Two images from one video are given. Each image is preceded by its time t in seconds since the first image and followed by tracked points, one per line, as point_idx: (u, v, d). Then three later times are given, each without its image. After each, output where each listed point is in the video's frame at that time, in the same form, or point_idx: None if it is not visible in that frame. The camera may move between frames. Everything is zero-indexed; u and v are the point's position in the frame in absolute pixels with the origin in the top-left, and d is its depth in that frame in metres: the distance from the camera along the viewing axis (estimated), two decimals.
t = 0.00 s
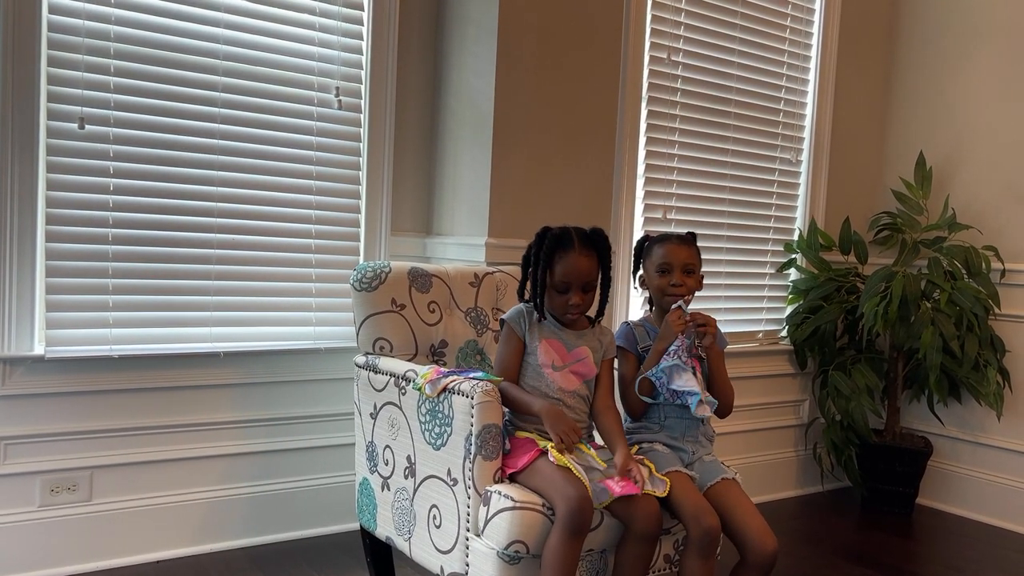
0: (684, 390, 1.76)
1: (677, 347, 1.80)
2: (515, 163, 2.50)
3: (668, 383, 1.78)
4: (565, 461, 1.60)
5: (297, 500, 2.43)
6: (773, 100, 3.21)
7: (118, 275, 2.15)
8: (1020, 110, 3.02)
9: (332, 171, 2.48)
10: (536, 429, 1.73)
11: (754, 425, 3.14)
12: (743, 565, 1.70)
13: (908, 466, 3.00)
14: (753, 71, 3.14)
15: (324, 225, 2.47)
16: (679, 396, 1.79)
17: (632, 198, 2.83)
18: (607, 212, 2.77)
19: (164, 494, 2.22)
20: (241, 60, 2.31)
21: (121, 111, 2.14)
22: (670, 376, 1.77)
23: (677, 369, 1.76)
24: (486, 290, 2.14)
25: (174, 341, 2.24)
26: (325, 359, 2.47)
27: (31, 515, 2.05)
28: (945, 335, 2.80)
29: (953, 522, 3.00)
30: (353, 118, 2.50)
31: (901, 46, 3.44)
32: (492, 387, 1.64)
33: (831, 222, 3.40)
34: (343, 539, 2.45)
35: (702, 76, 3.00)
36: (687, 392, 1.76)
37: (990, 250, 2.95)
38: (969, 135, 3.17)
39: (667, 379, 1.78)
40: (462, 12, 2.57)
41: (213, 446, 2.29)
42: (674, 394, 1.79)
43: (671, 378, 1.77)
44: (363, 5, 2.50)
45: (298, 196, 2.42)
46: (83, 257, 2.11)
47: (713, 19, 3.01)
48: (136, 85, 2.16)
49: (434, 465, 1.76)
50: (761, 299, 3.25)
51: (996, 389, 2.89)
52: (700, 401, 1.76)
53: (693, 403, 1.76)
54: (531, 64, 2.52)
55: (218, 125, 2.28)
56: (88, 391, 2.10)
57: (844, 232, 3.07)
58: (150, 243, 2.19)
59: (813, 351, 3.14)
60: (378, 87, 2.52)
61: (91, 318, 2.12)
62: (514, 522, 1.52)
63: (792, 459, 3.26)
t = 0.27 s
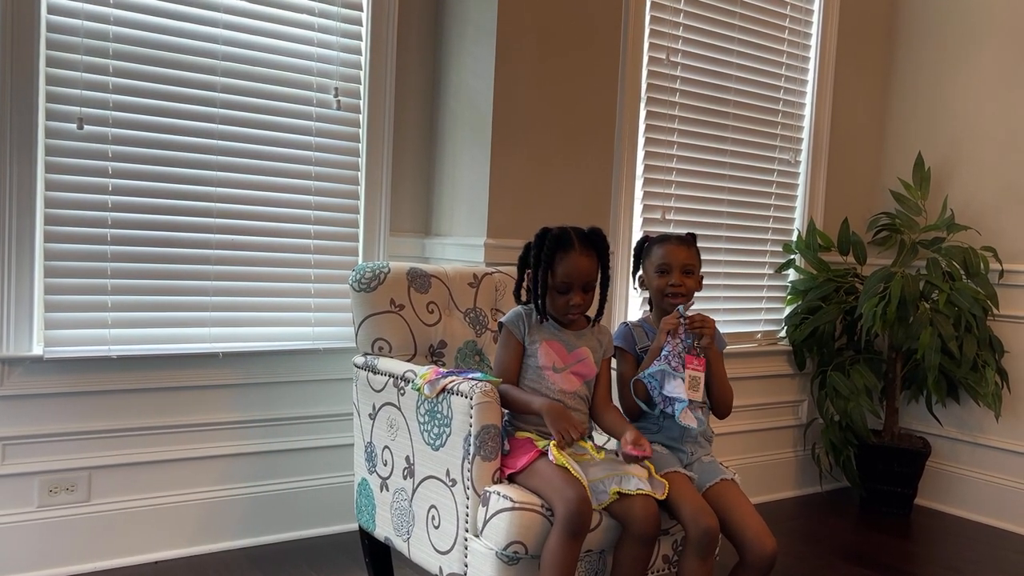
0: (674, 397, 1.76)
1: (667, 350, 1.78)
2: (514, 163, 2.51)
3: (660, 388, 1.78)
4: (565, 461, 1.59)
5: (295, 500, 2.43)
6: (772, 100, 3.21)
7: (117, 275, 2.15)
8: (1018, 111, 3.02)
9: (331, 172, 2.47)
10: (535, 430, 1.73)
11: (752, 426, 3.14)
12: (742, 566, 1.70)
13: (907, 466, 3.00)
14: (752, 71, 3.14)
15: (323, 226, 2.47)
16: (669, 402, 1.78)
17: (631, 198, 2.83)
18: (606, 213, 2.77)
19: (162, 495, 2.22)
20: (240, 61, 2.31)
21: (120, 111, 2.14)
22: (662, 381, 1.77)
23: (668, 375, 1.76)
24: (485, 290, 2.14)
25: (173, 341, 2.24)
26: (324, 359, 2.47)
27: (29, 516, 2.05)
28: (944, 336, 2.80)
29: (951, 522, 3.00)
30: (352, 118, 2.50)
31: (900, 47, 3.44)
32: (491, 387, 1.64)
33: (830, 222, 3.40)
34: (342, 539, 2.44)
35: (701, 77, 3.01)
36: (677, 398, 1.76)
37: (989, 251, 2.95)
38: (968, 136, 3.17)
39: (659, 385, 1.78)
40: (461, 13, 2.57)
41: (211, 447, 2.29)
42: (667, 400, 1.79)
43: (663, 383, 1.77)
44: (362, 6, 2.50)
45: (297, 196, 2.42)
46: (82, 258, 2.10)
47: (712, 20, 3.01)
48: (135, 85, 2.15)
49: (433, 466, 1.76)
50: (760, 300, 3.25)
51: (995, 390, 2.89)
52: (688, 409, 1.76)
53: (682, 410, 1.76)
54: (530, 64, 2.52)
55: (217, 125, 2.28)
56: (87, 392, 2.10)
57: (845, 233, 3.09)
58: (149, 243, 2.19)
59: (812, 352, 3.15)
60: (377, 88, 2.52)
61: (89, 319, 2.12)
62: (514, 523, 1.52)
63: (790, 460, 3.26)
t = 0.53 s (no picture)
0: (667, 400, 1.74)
1: (666, 354, 1.76)
2: (513, 164, 2.51)
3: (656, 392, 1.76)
4: (564, 464, 1.60)
5: (294, 501, 2.43)
6: (771, 102, 3.22)
7: (116, 275, 2.15)
8: (1017, 112, 3.02)
9: (330, 172, 2.48)
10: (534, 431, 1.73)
11: (751, 427, 3.15)
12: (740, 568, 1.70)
13: (905, 467, 3.00)
14: (751, 72, 3.14)
15: (322, 226, 2.47)
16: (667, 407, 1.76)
17: (629, 199, 2.83)
18: (605, 214, 2.77)
19: (161, 495, 2.22)
20: (239, 61, 2.31)
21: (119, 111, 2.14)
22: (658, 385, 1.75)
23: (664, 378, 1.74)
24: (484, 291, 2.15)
25: (172, 341, 2.24)
26: (323, 360, 2.47)
27: (28, 516, 2.05)
28: (942, 337, 2.81)
29: (949, 523, 3.00)
30: (352, 119, 2.50)
31: (899, 48, 3.44)
32: (490, 388, 1.64)
33: (828, 223, 3.40)
34: (341, 540, 2.44)
35: (701, 78, 3.01)
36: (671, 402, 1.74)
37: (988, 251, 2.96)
38: (966, 137, 3.17)
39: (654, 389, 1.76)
40: (461, 13, 2.57)
41: (210, 447, 2.29)
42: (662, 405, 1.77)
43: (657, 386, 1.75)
44: (361, 7, 2.50)
45: (297, 197, 2.42)
46: (82, 258, 2.10)
47: (712, 21, 3.01)
48: (134, 85, 2.15)
49: (432, 467, 1.76)
50: (759, 301, 3.26)
51: (993, 391, 2.89)
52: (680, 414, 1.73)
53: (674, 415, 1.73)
54: (529, 65, 2.52)
55: (216, 126, 2.28)
56: (86, 392, 2.10)
57: (841, 234, 3.08)
58: (148, 244, 2.19)
59: (811, 352, 3.15)
60: (376, 89, 2.52)
61: (88, 319, 2.12)
62: (513, 524, 1.52)
63: (789, 460, 3.27)
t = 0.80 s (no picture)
0: (671, 401, 1.74)
1: (666, 355, 1.77)
2: (513, 164, 2.51)
3: (659, 394, 1.76)
4: (563, 465, 1.60)
5: (294, 501, 2.42)
6: (770, 103, 3.22)
7: (115, 275, 2.15)
8: (1016, 114, 3.02)
9: (330, 172, 2.48)
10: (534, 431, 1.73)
11: (751, 428, 3.15)
12: (739, 566, 1.70)
13: (905, 468, 3.00)
14: (751, 74, 3.14)
15: (322, 226, 2.47)
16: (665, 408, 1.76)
17: (629, 200, 2.83)
18: (604, 214, 2.77)
19: (160, 495, 2.22)
20: (239, 61, 2.31)
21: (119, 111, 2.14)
22: (660, 387, 1.76)
23: (668, 378, 1.74)
24: (483, 291, 2.15)
25: (171, 341, 2.24)
26: (322, 360, 2.47)
27: (27, 516, 2.05)
28: (942, 338, 2.81)
29: (949, 525, 3.00)
30: (351, 119, 2.50)
31: (899, 50, 3.45)
32: (489, 389, 1.64)
33: (828, 225, 3.40)
34: (340, 540, 2.44)
35: (700, 79, 3.01)
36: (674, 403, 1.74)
37: (987, 254, 2.97)
38: (966, 138, 3.17)
39: (658, 391, 1.76)
40: (461, 14, 2.58)
41: (209, 447, 2.28)
42: (664, 407, 1.77)
43: (660, 387, 1.75)
44: (361, 7, 2.50)
45: (296, 197, 2.42)
46: (81, 258, 2.10)
47: (712, 22, 3.01)
48: (134, 85, 2.16)
49: (431, 467, 1.76)
50: (758, 302, 3.26)
51: (992, 392, 2.89)
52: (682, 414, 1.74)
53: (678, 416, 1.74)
54: (529, 65, 2.52)
55: (216, 126, 2.28)
56: (85, 392, 2.10)
57: (840, 235, 3.08)
58: (147, 244, 2.19)
59: (810, 353, 3.15)
60: (376, 89, 2.52)
61: (87, 319, 2.12)
62: (512, 525, 1.52)
63: (788, 462, 3.27)
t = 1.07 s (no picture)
0: (689, 400, 1.74)
1: (676, 357, 1.78)
2: (514, 165, 2.51)
3: (675, 395, 1.75)
4: (564, 467, 1.59)
5: (294, 502, 2.42)
6: (771, 105, 3.22)
7: (116, 276, 2.15)
8: (1017, 115, 3.02)
9: (331, 173, 2.47)
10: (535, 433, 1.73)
11: (751, 429, 3.14)
12: (740, 567, 1.70)
13: (906, 470, 3.00)
14: (751, 75, 3.14)
15: (322, 228, 2.47)
16: (681, 409, 1.76)
17: (630, 202, 2.83)
18: (605, 215, 2.77)
19: (160, 496, 2.22)
20: (240, 62, 2.31)
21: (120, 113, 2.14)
22: (675, 387, 1.75)
23: (683, 377, 1.74)
24: (485, 292, 2.15)
25: (172, 343, 2.24)
26: (322, 361, 2.47)
27: (28, 517, 2.05)
28: (943, 340, 2.81)
29: (950, 527, 3.00)
30: (353, 120, 2.50)
31: (900, 51, 3.45)
32: (490, 390, 1.64)
33: (829, 226, 3.40)
34: (341, 542, 2.44)
35: (701, 80, 3.01)
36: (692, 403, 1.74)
37: (988, 255, 2.98)
38: (967, 140, 3.17)
39: (673, 392, 1.76)
40: (462, 15, 2.58)
41: (210, 448, 2.28)
42: (678, 408, 1.77)
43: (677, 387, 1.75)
44: (362, 8, 2.50)
45: (297, 198, 2.42)
46: (82, 260, 2.10)
47: (713, 23, 3.01)
48: (135, 86, 2.16)
49: (432, 468, 1.76)
50: (759, 303, 3.25)
51: (994, 394, 2.89)
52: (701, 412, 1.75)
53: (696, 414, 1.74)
54: (531, 66, 2.52)
55: (217, 127, 2.28)
56: (86, 393, 2.10)
57: (843, 237, 3.08)
58: (148, 245, 2.19)
59: (811, 355, 3.15)
60: (377, 90, 2.52)
61: (88, 320, 2.12)
62: (513, 526, 1.52)
63: (789, 463, 3.26)
